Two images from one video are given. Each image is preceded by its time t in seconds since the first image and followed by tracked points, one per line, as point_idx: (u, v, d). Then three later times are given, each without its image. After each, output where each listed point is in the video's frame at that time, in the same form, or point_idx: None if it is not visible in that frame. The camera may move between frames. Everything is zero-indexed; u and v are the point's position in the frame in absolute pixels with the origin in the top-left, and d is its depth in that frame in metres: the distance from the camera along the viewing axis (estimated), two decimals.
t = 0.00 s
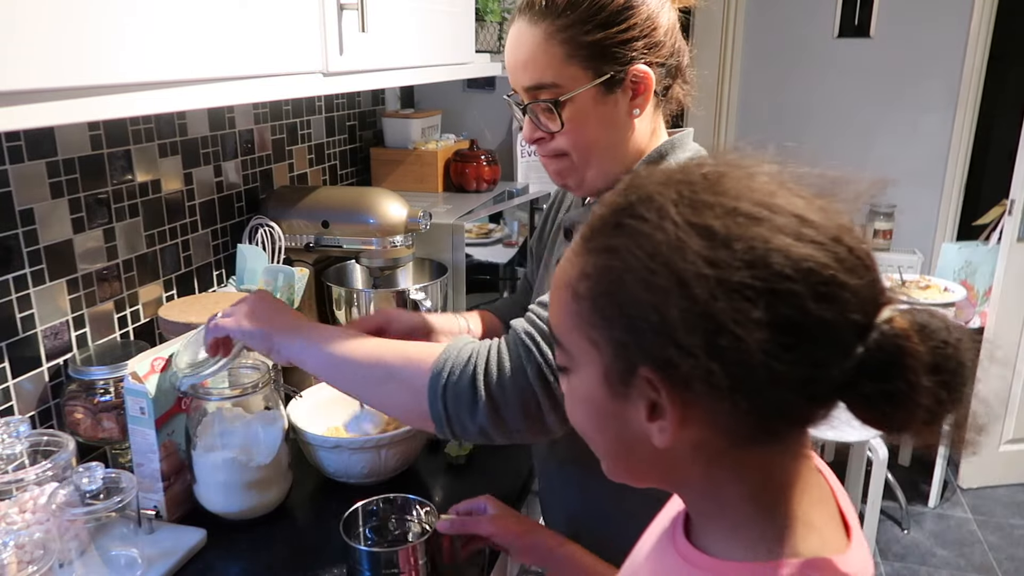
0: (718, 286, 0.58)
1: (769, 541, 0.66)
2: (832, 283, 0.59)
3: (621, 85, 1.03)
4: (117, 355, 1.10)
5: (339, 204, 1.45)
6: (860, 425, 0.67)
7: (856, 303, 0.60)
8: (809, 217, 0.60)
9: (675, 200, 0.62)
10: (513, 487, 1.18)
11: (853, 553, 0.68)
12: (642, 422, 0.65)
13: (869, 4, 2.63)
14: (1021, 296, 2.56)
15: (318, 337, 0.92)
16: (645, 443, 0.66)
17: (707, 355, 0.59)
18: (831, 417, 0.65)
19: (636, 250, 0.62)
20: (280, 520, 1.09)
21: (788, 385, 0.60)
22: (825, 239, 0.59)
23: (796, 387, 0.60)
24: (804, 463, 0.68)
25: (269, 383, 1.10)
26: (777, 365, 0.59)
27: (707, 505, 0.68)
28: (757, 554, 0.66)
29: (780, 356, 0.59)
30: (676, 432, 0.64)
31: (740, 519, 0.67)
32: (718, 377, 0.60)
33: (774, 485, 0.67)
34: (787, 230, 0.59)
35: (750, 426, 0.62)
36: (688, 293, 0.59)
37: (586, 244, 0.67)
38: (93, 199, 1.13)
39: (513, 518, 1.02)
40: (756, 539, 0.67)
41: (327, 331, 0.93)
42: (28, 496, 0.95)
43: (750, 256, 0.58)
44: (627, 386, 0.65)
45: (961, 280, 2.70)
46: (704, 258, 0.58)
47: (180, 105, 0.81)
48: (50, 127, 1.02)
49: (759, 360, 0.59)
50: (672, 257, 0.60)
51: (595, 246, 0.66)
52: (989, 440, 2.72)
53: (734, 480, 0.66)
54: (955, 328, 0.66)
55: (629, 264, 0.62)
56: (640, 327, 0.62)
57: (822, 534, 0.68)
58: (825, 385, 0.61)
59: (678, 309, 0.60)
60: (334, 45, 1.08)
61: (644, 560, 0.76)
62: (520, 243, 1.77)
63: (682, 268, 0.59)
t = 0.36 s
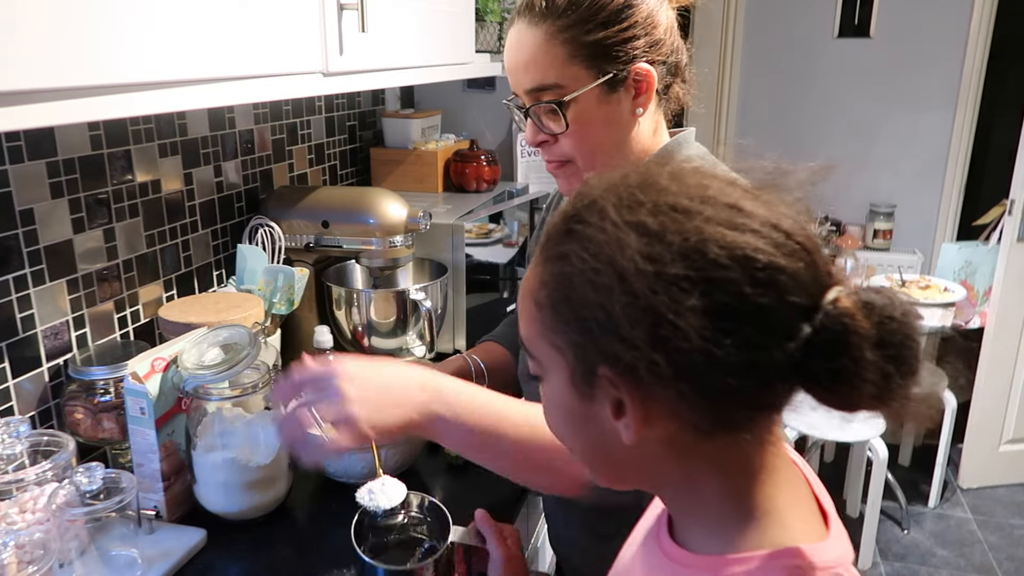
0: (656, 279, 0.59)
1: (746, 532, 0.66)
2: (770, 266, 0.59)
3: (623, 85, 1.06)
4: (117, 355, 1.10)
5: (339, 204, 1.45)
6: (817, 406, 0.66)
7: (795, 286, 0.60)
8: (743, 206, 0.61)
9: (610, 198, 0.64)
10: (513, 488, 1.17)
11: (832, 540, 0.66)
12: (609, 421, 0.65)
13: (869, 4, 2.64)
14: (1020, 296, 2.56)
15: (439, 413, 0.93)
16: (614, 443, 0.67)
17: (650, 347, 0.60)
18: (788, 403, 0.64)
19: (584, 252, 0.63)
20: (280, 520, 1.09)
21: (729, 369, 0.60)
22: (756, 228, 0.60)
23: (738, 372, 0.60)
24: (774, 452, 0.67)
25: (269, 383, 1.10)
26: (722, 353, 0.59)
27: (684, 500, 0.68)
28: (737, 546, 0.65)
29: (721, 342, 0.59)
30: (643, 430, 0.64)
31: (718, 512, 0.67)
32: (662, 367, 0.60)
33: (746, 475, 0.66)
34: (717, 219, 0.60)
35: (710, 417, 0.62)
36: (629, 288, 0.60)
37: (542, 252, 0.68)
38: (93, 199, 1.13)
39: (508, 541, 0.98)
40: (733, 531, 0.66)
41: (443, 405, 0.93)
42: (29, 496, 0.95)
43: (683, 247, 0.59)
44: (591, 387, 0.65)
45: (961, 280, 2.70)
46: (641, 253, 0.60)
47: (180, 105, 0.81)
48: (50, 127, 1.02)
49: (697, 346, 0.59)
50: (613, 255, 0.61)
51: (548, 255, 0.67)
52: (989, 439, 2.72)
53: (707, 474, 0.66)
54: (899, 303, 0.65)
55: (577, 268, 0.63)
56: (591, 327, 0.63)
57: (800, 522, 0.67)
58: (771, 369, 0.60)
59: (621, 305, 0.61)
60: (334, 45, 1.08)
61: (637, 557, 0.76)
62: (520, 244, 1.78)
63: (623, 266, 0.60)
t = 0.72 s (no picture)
0: (652, 282, 0.59)
1: (751, 533, 0.66)
2: (762, 263, 0.59)
3: (633, 88, 1.08)
4: (117, 355, 1.10)
5: (339, 204, 1.45)
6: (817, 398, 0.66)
7: (788, 280, 0.60)
8: (733, 205, 0.61)
9: (599, 202, 0.64)
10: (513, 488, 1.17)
11: (838, 540, 0.66)
12: (614, 426, 0.65)
13: (869, 4, 2.64)
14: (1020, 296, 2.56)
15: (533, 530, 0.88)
16: (617, 446, 0.67)
17: (649, 350, 0.60)
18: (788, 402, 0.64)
19: (580, 260, 0.63)
20: (280, 520, 1.09)
21: (729, 367, 0.60)
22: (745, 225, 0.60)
23: (738, 369, 0.60)
24: (775, 453, 0.67)
25: (269, 384, 1.09)
26: (722, 352, 0.59)
27: (689, 502, 0.68)
28: (743, 547, 0.65)
29: (720, 341, 0.59)
30: (648, 434, 0.64)
31: (723, 515, 0.66)
32: (662, 370, 0.60)
33: (749, 477, 0.66)
34: (708, 219, 0.60)
35: (711, 417, 0.62)
36: (625, 292, 0.60)
37: (538, 260, 0.68)
38: (93, 199, 1.13)
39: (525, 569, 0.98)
40: (738, 531, 0.66)
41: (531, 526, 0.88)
42: (29, 496, 0.95)
43: (677, 248, 0.59)
44: (593, 392, 0.65)
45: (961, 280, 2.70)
46: (636, 256, 0.60)
47: (180, 105, 0.81)
48: (50, 127, 1.02)
49: (696, 346, 0.59)
50: (609, 259, 0.61)
51: (544, 263, 0.67)
52: (989, 439, 2.72)
53: (710, 476, 0.66)
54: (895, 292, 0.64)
55: (574, 274, 0.63)
56: (589, 332, 0.63)
57: (803, 522, 0.67)
58: (770, 365, 0.61)
59: (619, 309, 0.61)
60: (334, 45, 1.08)
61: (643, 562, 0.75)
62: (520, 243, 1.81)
63: (618, 270, 0.60)
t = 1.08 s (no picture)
0: (640, 285, 0.59)
1: (744, 525, 0.65)
2: (751, 265, 0.59)
3: (639, 88, 1.08)
4: (117, 355, 1.10)
5: (340, 204, 1.45)
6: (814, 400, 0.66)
7: (777, 282, 0.60)
8: (723, 208, 0.61)
9: (590, 204, 0.64)
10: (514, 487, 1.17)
11: (832, 532, 0.66)
12: (604, 424, 0.65)
13: (869, 4, 2.64)
14: (1020, 296, 2.55)
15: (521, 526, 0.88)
16: (609, 445, 0.67)
17: (637, 352, 0.61)
18: (777, 401, 0.64)
19: (572, 260, 0.63)
20: (280, 520, 1.09)
21: (715, 368, 0.60)
22: (733, 228, 0.60)
23: (724, 370, 0.60)
24: (768, 446, 0.67)
25: (269, 384, 1.09)
26: (709, 354, 0.59)
27: (683, 499, 0.68)
28: (737, 540, 0.65)
29: (706, 343, 0.59)
30: (639, 432, 0.64)
31: (718, 511, 0.66)
32: (650, 371, 0.61)
33: (741, 470, 0.66)
34: (696, 222, 0.60)
35: (700, 416, 0.62)
36: (614, 294, 0.60)
37: (529, 261, 0.68)
38: (93, 199, 1.13)
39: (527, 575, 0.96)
40: (732, 525, 0.66)
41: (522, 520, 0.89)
42: (29, 496, 0.94)
43: (665, 250, 0.59)
44: (584, 391, 0.65)
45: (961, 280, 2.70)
46: (624, 259, 0.60)
47: (181, 104, 0.81)
48: (50, 127, 1.02)
49: (682, 348, 0.59)
50: (598, 261, 0.61)
51: (534, 264, 0.68)
52: (989, 439, 2.72)
53: (702, 471, 0.66)
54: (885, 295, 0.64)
55: (564, 275, 0.64)
56: (579, 332, 0.63)
57: (798, 514, 0.66)
58: (757, 366, 0.60)
59: (608, 311, 0.61)
60: (334, 45, 1.08)
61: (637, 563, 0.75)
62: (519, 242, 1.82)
63: (607, 271, 0.61)
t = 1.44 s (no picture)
0: (615, 283, 0.60)
1: (730, 520, 0.65)
2: (724, 263, 0.59)
3: (639, 89, 1.08)
4: (117, 355, 1.10)
5: (340, 204, 1.45)
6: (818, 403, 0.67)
7: (750, 279, 0.60)
8: (699, 207, 0.62)
9: (570, 206, 0.65)
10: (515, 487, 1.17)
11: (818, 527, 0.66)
12: (588, 422, 0.65)
13: (869, 4, 2.64)
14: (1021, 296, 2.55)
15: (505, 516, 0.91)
16: (595, 443, 0.67)
17: (612, 349, 0.61)
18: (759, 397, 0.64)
19: (553, 261, 0.63)
20: (280, 520, 1.09)
21: (688, 364, 0.60)
22: (706, 226, 0.60)
23: (698, 366, 0.60)
24: (751, 442, 0.67)
25: (269, 384, 1.09)
26: (681, 350, 0.59)
27: (670, 495, 0.68)
28: (724, 534, 0.65)
29: (679, 340, 0.59)
30: (622, 430, 0.64)
31: (705, 506, 0.66)
32: (625, 367, 0.61)
33: (726, 466, 0.66)
34: (671, 221, 0.60)
35: (678, 413, 0.62)
36: (591, 292, 0.61)
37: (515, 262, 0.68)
38: (93, 199, 1.13)
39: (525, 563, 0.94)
40: (719, 520, 0.66)
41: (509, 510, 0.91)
42: (28, 496, 0.94)
43: (639, 249, 0.59)
44: (569, 390, 0.65)
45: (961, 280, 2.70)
46: (601, 258, 0.60)
47: (181, 104, 0.81)
48: (50, 127, 1.02)
49: (655, 345, 0.59)
50: (576, 261, 0.62)
51: (519, 265, 0.68)
52: (989, 439, 2.72)
53: (686, 468, 0.66)
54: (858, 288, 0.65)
55: (546, 275, 0.64)
56: (560, 332, 0.63)
57: (785, 509, 0.66)
58: (731, 362, 0.60)
59: (585, 310, 0.61)
60: (334, 45, 1.08)
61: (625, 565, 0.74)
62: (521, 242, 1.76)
63: (584, 269, 0.61)
